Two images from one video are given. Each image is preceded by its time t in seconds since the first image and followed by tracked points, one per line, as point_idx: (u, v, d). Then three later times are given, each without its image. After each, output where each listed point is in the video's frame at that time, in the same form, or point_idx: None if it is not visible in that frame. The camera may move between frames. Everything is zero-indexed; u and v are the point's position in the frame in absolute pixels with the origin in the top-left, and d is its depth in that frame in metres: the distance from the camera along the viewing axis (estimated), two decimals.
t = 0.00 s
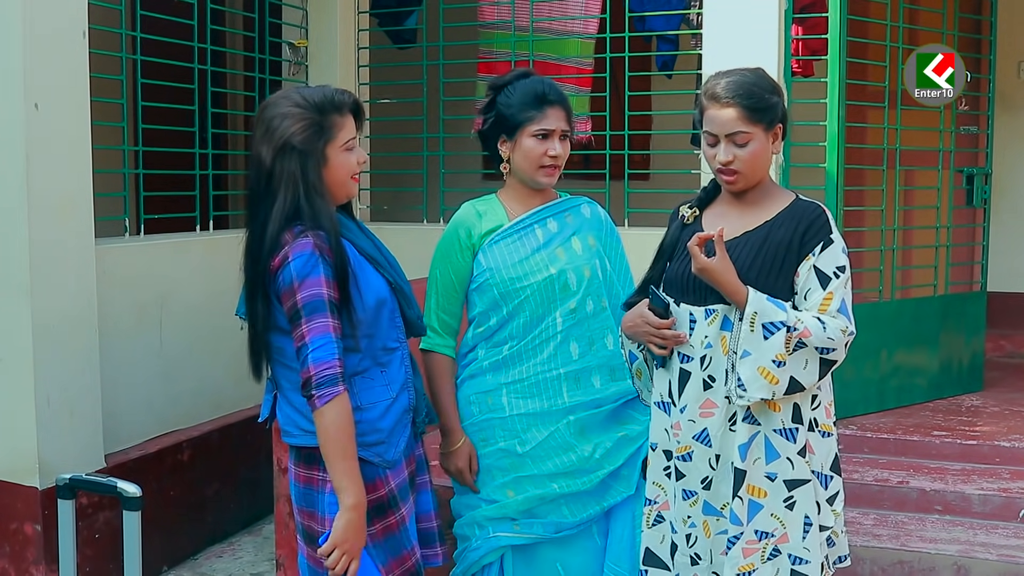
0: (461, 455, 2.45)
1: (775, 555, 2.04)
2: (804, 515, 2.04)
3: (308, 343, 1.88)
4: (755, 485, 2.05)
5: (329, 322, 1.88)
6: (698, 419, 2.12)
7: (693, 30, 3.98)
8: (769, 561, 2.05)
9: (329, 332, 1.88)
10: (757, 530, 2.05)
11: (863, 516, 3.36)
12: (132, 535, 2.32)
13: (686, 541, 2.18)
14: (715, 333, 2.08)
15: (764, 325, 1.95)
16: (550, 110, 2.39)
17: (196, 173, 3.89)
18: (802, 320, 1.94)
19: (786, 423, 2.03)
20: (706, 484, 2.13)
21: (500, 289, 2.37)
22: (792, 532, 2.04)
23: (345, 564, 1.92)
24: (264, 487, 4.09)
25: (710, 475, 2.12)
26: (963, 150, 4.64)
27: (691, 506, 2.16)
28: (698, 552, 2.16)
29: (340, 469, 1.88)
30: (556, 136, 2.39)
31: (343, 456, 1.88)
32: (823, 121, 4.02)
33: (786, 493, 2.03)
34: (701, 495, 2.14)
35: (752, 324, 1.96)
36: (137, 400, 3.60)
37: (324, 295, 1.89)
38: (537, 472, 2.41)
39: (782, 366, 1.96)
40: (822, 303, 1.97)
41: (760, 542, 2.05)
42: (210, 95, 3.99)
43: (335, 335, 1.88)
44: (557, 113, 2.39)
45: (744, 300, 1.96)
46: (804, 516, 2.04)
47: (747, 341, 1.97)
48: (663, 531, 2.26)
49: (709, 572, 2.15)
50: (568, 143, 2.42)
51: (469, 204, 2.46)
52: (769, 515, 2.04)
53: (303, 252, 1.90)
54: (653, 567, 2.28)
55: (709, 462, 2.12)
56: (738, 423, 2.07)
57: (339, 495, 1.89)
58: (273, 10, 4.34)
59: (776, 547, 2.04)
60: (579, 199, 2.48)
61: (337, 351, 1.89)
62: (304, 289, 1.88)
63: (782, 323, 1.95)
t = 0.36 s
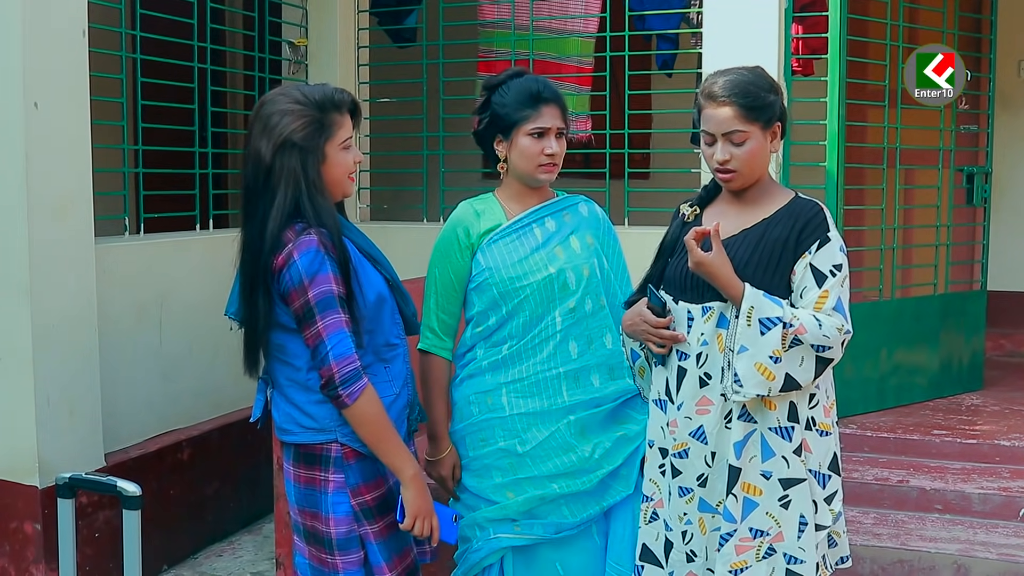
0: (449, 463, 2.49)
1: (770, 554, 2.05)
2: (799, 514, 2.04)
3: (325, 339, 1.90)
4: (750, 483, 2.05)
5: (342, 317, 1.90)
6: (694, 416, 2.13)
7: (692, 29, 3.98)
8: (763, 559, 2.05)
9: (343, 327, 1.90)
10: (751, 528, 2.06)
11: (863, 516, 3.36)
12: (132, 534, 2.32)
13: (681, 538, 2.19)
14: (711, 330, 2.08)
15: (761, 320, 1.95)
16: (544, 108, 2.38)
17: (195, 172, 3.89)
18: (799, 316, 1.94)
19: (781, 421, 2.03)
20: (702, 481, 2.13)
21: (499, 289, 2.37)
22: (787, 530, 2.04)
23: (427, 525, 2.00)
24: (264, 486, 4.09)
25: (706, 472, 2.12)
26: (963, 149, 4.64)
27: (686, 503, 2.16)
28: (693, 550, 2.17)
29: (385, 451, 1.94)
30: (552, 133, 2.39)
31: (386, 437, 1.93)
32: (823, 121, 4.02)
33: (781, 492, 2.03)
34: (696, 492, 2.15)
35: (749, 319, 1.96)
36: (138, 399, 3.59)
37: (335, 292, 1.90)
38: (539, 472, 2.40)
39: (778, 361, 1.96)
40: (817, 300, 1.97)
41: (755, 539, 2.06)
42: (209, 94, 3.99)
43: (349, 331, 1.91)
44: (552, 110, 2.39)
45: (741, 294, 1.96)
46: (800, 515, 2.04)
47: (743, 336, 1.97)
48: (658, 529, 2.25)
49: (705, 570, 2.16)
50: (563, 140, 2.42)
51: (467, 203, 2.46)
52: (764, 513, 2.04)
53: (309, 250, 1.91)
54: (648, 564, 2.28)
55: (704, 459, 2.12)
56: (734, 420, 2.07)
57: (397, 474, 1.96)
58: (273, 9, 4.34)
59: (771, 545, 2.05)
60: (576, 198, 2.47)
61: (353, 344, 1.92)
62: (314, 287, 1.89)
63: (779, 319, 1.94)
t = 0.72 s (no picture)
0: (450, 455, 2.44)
1: (773, 551, 2.05)
2: (802, 512, 2.04)
3: (317, 333, 1.89)
4: (752, 482, 2.05)
5: (336, 312, 1.89)
6: (696, 415, 2.13)
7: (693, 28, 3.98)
8: (766, 557, 2.05)
9: (336, 321, 1.89)
10: (754, 527, 2.05)
11: (863, 515, 3.36)
12: (132, 533, 2.32)
13: (685, 538, 2.18)
14: (713, 328, 2.08)
15: (764, 314, 1.95)
16: (519, 101, 2.37)
17: (195, 171, 3.89)
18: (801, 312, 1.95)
19: (784, 420, 2.03)
20: (705, 480, 2.13)
21: (499, 286, 2.37)
22: (790, 528, 2.04)
23: (393, 546, 1.98)
24: (264, 485, 4.09)
25: (708, 471, 2.12)
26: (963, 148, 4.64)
27: (690, 502, 2.16)
28: (697, 549, 2.16)
29: (363, 453, 1.92)
30: (531, 123, 2.36)
31: (365, 441, 1.91)
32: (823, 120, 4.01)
33: (783, 490, 2.03)
34: (699, 491, 2.14)
35: (752, 312, 1.95)
36: (137, 398, 3.59)
37: (330, 285, 1.89)
38: (529, 475, 2.39)
39: (781, 356, 1.96)
40: (819, 297, 1.97)
41: (757, 538, 2.05)
42: (210, 93, 3.99)
43: (343, 325, 1.90)
44: (528, 101, 2.37)
45: (744, 288, 1.96)
46: (802, 513, 2.04)
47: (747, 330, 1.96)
48: (663, 528, 2.24)
49: (708, 569, 2.15)
50: (548, 129, 2.39)
51: (468, 198, 2.45)
52: (767, 511, 2.04)
53: (305, 242, 1.90)
54: (652, 564, 2.27)
55: (707, 458, 2.12)
56: (736, 419, 2.08)
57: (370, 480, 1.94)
58: (272, 8, 4.34)
59: (774, 544, 2.05)
60: (578, 196, 2.47)
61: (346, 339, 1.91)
62: (309, 279, 1.89)
63: (781, 313, 1.94)
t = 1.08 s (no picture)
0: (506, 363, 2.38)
1: (774, 557, 2.05)
2: (803, 516, 2.04)
3: (288, 330, 1.88)
4: (753, 486, 2.06)
5: (309, 310, 1.88)
6: (695, 415, 2.14)
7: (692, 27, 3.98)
8: (767, 563, 2.05)
9: (308, 320, 1.88)
10: (756, 531, 2.06)
11: (862, 514, 3.36)
12: (131, 533, 2.32)
13: (682, 537, 2.19)
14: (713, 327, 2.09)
15: (766, 366, 1.98)
16: (498, 112, 2.36)
17: (195, 171, 3.89)
18: (809, 333, 1.95)
19: (787, 425, 2.04)
20: (701, 481, 2.13)
21: (488, 283, 2.38)
22: (790, 532, 2.04)
23: (343, 557, 1.93)
24: (263, 485, 4.09)
25: (705, 472, 2.12)
26: (963, 148, 4.64)
27: (687, 502, 2.16)
28: (693, 550, 2.17)
29: (319, 457, 1.88)
30: (502, 137, 2.36)
31: (325, 445, 1.87)
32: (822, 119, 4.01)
33: (784, 495, 2.04)
34: (695, 492, 2.15)
35: (755, 371, 1.99)
36: (137, 398, 3.59)
37: (304, 282, 1.88)
38: (516, 478, 2.38)
39: (800, 392, 1.99)
40: (826, 300, 1.97)
41: (758, 543, 2.06)
42: (209, 93, 3.99)
43: (316, 323, 1.89)
44: (502, 114, 2.35)
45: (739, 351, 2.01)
46: (803, 517, 2.04)
47: (755, 389, 1.99)
48: (664, 527, 2.24)
49: (704, 570, 2.15)
50: (524, 142, 2.35)
51: (469, 198, 2.48)
52: (768, 516, 2.05)
53: (285, 238, 1.90)
54: (653, 562, 2.27)
55: (704, 459, 2.12)
56: (735, 423, 2.08)
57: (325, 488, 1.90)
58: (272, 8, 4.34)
59: (775, 549, 2.05)
60: (579, 198, 2.46)
61: (317, 339, 1.89)
62: (283, 275, 1.89)
63: (783, 354, 1.98)
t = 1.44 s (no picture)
0: (503, 365, 2.38)
1: (773, 558, 2.05)
2: (802, 517, 2.04)
3: (282, 333, 1.89)
4: (752, 486, 2.06)
5: (303, 313, 1.88)
6: (697, 412, 2.14)
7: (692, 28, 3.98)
8: (766, 564, 2.06)
9: (302, 322, 1.88)
10: (754, 531, 2.06)
11: (862, 515, 3.36)
12: (131, 533, 2.32)
13: (676, 536, 2.19)
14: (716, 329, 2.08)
15: (768, 371, 1.99)
16: (506, 113, 2.36)
17: (195, 172, 3.89)
18: (812, 335, 1.96)
19: (786, 426, 2.04)
20: (700, 479, 2.14)
21: (490, 284, 2.39)
22: (789, 533, 2.04)
23: (340, 558, 1.94)
24: (263, 485, 4.09)
25: (704, 470, 2.13)
26: (963, 148, 4.65)
27: (683, 500, 2.17)
28: (688, 548, 2.17)
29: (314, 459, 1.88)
30: (513, 138, 2.36)
31: (320, 445, 1.88)
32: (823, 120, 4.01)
33: (783, 496, 2.04)
34: (694, 489, 2.15)
35: (757, 377, 2.00)
36: (137, 398, 3.59)
37: (299, 284, 1.89)
38: (514, 480, 2.38)
39: (805, 396, 1.98)
40: (829, 300, 1.97)
41: (757, 544, 2.06)
42: (209, 93, 3.99)
43: (310, 326, 1.89)
44: (512, 115, 2.35)
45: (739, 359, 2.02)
46: (802, 518, 2.04)
47: (759, 395, 2.00)
48: (657, 525, 2.24)
49: (698, 569, 2.16)
50: (535, 142, 2.36)
51: (473, 198, 2.47)
52: (767, 517, 2.05)
53: (281, 239, 1.90)
54: (643, 560, 2.27)
55: (704, 456, 2.13)
56: (735, 422, 2.08)
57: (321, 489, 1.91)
58: (272, 8, 4.34)
59: (774, 550, 2.05)
60: (583, 199, 2.47)
61: (311, 343, 1.89)
62: (279, 277, 1.89)
63: (785, 358, 1.98)
